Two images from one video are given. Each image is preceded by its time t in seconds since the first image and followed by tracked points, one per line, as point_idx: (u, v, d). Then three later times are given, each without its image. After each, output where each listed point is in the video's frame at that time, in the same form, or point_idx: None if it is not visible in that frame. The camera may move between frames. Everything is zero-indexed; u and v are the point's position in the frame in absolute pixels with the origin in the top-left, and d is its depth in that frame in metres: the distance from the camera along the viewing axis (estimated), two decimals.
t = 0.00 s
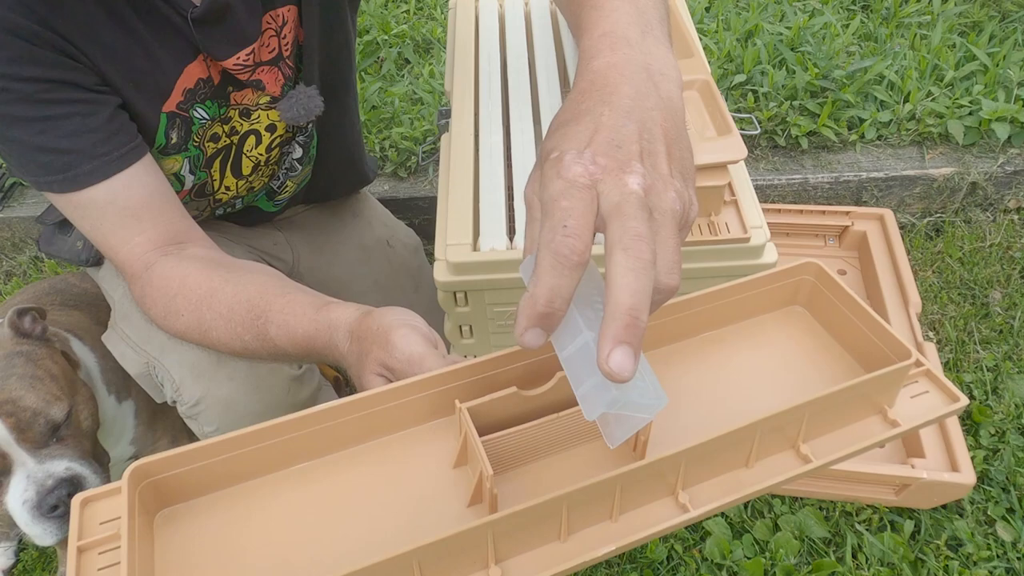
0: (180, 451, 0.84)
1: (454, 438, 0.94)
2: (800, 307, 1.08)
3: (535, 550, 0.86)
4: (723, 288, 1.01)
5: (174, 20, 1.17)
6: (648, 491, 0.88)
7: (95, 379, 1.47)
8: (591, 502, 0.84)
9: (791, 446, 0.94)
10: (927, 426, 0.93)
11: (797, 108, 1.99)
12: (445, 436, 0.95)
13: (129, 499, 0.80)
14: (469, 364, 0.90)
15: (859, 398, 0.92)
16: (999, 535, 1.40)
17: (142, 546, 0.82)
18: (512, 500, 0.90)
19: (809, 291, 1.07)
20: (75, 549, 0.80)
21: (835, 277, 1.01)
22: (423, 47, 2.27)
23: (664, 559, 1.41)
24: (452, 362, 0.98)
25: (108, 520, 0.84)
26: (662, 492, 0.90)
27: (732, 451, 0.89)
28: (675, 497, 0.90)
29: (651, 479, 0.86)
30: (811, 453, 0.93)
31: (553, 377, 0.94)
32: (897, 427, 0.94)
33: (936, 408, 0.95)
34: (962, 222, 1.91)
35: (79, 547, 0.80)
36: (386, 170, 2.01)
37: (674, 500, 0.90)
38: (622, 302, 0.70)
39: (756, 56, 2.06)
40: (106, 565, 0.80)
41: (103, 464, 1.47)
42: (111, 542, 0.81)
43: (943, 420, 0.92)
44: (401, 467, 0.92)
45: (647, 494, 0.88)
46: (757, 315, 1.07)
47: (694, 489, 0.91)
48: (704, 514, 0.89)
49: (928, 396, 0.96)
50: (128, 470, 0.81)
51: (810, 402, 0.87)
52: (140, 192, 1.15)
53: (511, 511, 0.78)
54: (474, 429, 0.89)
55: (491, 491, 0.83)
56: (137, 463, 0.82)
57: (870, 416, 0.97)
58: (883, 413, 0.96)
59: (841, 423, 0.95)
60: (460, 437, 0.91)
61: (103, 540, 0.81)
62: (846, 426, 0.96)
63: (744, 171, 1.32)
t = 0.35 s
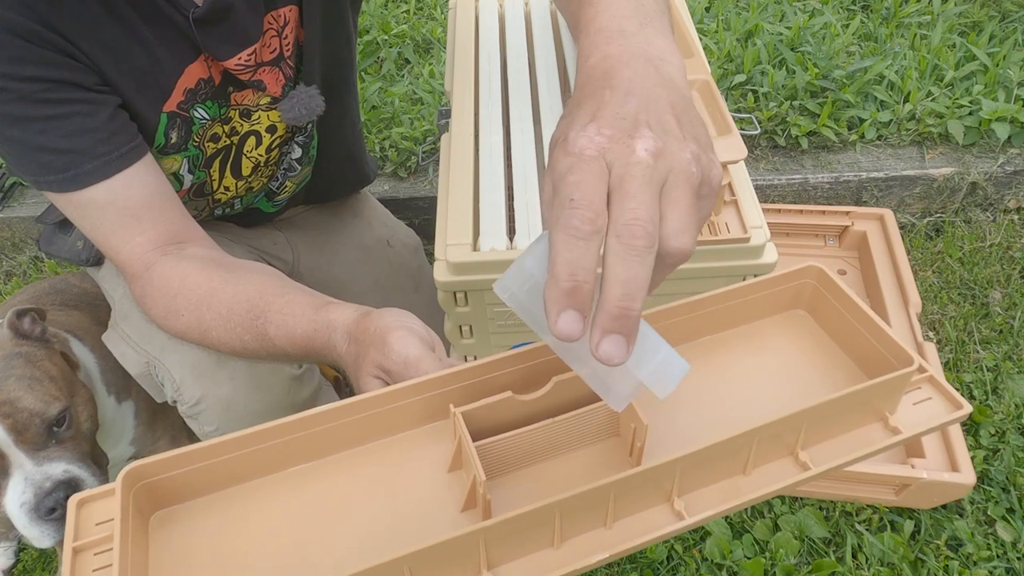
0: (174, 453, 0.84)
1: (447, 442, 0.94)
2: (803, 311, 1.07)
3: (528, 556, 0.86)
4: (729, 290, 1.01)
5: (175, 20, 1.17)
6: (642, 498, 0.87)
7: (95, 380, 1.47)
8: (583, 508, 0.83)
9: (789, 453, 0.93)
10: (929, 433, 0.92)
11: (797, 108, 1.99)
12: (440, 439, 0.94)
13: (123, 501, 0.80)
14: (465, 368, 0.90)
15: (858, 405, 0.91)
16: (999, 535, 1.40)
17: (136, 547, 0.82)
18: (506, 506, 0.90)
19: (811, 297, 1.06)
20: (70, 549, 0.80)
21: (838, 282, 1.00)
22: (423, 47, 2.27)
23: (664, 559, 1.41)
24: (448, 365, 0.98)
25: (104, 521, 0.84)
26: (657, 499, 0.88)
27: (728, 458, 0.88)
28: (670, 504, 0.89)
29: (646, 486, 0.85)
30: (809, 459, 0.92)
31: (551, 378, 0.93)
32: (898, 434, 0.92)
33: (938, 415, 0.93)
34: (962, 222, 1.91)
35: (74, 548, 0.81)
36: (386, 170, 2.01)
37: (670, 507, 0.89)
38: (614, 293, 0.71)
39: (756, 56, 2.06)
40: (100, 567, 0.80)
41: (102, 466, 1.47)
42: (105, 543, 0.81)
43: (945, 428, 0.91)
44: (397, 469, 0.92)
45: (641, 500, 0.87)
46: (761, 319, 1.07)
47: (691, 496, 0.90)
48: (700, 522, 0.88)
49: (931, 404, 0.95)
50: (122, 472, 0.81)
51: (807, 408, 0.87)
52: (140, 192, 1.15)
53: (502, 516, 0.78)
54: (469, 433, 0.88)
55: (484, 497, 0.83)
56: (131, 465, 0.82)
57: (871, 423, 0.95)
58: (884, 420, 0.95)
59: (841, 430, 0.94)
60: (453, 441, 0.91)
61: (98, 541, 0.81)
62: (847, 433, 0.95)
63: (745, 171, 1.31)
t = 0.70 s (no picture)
0: (170, 435, 0.84)
1: (441, 437, 0.93)
2: (810, 318, 1.07)
3: (517, 553, 0.86)
4: (744, 292, 1.01)
5: (176, 21, 1.17)
6: (636, 501, 0.86)
7: (94, 381, 1.47)
8: (574, 508, 0.83)
9: (788, 462, 0.92)
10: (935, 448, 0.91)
11: (797, 108, 1.99)
12: (434, 432, 0.94)
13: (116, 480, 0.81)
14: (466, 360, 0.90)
15: (863, 415, 0.90)
16: (999, 535, 1.40)
17: (127, 532, 0.82)
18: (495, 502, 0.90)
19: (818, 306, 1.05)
20: (62, 527, 0.80)
21: (847, 290, 0.99)
22: (423, 47, 2.27)
23: (665, 559, 1.41)
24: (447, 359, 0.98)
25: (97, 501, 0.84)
26: (650, 502, 0.88)
27: (724, 463, 0.87)
28: (663, 507, 0.89)
29: (640, 488, 0.85)
30: (808, 469, 0.91)
31: (547, 376, 0.93)
32: (903, 447, 0.91)
33: (946, 430, 0.92)
34: (962, 222, 1.91)
35: (67, 526, 0.80)
36: (386, 170, 2.01)
37: (663, 511, 0.89)
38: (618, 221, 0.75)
39: (756, 56, 2.06)
40: (91, 546, 0.80)
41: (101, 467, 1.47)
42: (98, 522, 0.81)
43: (952, 442, 0.90)
44: (391, 464, 0.92)
45: (635, 503, 0.87)
46: (769, 325, 1.06)
47: (684, 501, 0.90)
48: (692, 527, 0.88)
49: (939, 417, 0.94)
50: (116, 452, 0.81)
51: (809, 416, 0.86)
52: (141, 192, 1.14)
53: (490, 513, 0.78)
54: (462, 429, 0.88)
55: (473, 492, 0.82)
56: (127, 445, 0.83)
57: (876, 436, 0.94)
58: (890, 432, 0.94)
59: (843, 441, 0.93)
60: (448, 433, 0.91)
61: (91, 520, 0.81)
62: (849, 444, 0.94)
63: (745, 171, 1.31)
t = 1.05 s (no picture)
0: (171, 432, 0.84)
1: (441, 438, 0.93)
2: (811, 319, 1.06)
3: (518, 552, 0.86)
4: (744, 292, 1.01)
5: (177, 21, 1.17)
6: (636, 499, 0.86)
7: (95, 380, 1.47)
8: (576, 506, 0.83)
9: (788, 462, 0.92)
10: (933, 448, 0.91)
11: (797, 108, 1.99)
12: (434, 432, 0.94)
13: (116, 478, 0.81)
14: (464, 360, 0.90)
15: (863, 415, 0.90)
16: (999, 535, 1.40)
17: (129, 529, 0.82)
18: (496, 501, 0.90)
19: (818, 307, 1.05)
20: (64, 523, 0.80)
21: (847, 292, 0.99)
22: (423, 47, 2.27)
23: (664, 559, 1.41)
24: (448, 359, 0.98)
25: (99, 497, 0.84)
26: (650, 501, 0.88)
27: (723, 463, 0.87)
28: (664, 507, 0.89)
29: (640, 487, 0.85)
30: (808, 470, 0.91)
31: (548, 376, 0.93)
32: (902, 446, 0.91)
33: (944, 430, 0.92)
34: (962, 222, 1.91)
35: (69, 522, 0.80)
36: (386, 170, 2.01)
37: (663, 510, 0.89)
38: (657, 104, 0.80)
39: (756, 56, 2.06)
40: (93, 543, 0.80)
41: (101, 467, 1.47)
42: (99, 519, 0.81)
43: (951, 443, 0.90)
44: (393, 460, 0.92)
45: (635, 501, 0.87)
46: (769, 325, 1.06)
47: (684, 501, 0.90)
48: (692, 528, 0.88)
49: (938, 417, 0.94)
50: (118, 449, 0.82)
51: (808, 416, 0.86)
52: (141, 191, 1.14)
53: (490, 510, 0.78)
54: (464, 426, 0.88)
55: (474, 490, 0.82)
56: (128, 442, 0.83)
57: (875, 435, 0.94)
58: (888, 432, 0.94)
59: (843, 441, 0.93)
60: (449, 433, 0.91)
61: (93, 516, 0.81)
62: (849, 444, 0.94)
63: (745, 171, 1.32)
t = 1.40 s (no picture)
0: (173, 431, 0.84)
1: (443, 436, 0.93)
2: (810, 322, 1.06)
3: (519, 551, 0.86)
4: (744, 294, 1.01)
5: (177, 21, 1.17)
6: (637, 498, 0.86)
7: (95, 378, 1.47)
8: (577, 505, 0.83)
9: (790, 460, 0.92)
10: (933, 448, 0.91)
11: (797, 108, 1.99)
12: (437, 433, 0.94)
13: (119, 477, 0.81)
14: (465, 361, 0.90)
15: (863, 415, 0.90)
16: (999, 535, 1.40)
17: (132, 527, 0.82)
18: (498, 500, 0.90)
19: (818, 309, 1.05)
20: (67, 521, 0.80)
21: (847, 293, 0.99)
22: (423, 47, 2.27)
23: (664, 559, 1.41)
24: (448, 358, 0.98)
25: (103, 495, 0.84)
26: (652, 500, 0.88)
27: (725, 462, 0.87)
28: (665, 505, 0.89)
29: (640, 487, 0.85)
30: (809, 468, 0.91)
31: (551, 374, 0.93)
32: (902, 447, 0.91)
33: (944, 430, 0.92)
34: (962, 222, 1.91)
35: (72, 520, 0.81)
36: (386, 170, 2.01)
37: (666, 508, 0.89)
38: None
39: (756, 56, 2.06)
40: (96, 541, 0.80)
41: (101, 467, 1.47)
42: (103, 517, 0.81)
43: (951, 443, 0.90)
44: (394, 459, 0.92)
45: (636, 501, 0.87)
46: (769, 327, 1.06)
47: (687, 499, 0.90)
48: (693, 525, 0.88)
49: (938, 418, 0.94)
50: (121, 448, 0.82)
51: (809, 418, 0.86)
52: (141, 190, 1.14)
53: (492, 509, 0.78)
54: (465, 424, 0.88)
55: (477, 488, 0.83)
56: (131, 441, 0.83)
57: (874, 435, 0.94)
58: (888, 432, 0.94)
59: (844, 441, 0.93)
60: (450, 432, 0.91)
61: (96, 515, 0.81)
62: (849, 445, 0.94)
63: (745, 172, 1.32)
